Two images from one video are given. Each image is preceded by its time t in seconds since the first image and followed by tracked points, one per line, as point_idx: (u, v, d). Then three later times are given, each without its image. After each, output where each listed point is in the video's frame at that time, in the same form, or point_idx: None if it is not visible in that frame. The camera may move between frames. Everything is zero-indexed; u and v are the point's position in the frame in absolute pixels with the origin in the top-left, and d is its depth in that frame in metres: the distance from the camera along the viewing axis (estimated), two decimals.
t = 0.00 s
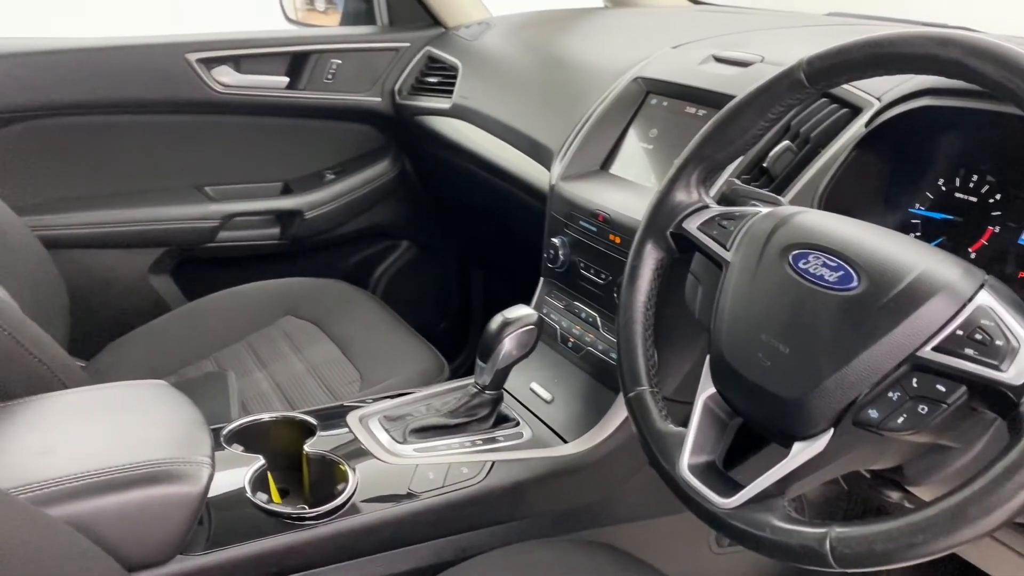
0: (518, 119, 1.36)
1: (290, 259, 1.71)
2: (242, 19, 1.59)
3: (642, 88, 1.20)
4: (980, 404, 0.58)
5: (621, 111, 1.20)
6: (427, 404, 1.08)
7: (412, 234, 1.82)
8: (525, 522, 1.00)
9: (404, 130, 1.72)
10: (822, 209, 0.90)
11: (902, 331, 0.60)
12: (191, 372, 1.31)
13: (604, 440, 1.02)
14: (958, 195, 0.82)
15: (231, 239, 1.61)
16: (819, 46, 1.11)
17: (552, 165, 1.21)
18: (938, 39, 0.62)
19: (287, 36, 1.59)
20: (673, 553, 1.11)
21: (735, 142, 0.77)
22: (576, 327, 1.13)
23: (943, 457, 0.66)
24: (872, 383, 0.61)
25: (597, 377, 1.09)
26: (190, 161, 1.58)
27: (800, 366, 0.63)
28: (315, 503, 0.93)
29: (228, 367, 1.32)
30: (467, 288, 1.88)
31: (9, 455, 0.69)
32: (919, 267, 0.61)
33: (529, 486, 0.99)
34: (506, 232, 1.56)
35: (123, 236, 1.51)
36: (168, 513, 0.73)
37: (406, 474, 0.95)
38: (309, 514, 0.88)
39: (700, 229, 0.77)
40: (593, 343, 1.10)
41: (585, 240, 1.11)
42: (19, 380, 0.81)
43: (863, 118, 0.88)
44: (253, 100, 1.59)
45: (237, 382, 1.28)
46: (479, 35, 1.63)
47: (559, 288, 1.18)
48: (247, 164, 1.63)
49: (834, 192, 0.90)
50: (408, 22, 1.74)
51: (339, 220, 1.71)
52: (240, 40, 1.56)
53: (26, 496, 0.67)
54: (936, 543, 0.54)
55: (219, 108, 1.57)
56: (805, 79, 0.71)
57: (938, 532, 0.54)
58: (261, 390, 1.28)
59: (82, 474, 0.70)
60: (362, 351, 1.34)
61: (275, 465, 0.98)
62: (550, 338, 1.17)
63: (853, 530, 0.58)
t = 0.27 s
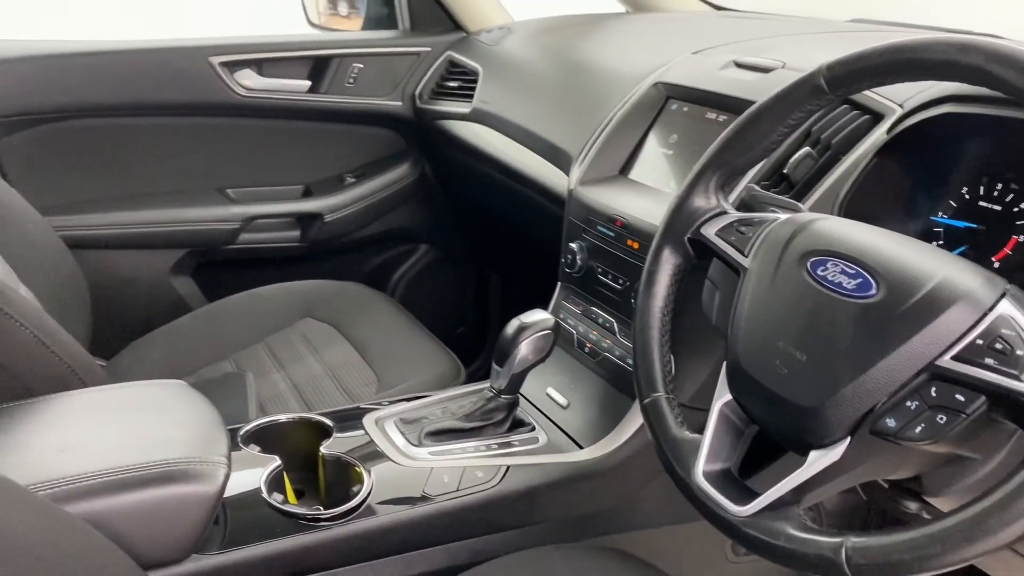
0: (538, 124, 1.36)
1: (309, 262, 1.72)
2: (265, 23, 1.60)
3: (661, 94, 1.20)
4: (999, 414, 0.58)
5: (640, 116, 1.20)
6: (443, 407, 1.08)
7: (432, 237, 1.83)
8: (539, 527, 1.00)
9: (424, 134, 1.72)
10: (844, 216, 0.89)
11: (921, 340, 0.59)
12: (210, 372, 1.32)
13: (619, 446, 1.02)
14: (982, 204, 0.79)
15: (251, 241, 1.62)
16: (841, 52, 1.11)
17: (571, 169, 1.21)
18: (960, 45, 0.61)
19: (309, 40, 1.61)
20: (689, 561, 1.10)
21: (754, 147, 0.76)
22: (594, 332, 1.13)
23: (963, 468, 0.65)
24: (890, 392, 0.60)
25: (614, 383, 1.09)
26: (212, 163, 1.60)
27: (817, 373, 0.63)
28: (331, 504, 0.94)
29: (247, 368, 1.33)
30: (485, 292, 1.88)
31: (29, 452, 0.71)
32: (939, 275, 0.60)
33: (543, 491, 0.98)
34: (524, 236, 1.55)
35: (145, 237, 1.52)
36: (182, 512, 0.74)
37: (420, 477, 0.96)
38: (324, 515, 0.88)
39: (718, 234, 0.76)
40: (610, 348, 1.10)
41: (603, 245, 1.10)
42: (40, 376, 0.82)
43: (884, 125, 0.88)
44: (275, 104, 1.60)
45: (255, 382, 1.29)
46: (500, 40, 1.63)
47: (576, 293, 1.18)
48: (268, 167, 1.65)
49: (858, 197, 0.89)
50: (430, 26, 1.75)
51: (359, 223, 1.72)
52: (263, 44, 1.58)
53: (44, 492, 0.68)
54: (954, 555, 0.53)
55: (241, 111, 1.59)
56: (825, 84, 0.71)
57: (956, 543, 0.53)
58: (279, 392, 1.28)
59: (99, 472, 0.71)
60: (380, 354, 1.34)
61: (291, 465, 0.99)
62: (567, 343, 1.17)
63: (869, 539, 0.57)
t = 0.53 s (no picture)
0: (556, 127, 1.36)
1: (328, 264, 1.73)
2: (284, 25, 1.61)
3: (681, 98, 1.19)
4: (1021, 421, 0.57)
5: (659, 120, 1.19)
6: (458, 409, 1.08)
7: (449, 240, 1.83)
8: (553, 531, 1.00)
9: (443, 137, 1.73)
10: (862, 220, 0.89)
11: (941, 345, 0.58)
12: (228, 372, 1.33)
13: (635, 451, 1.01)
14: (1005, 209, 0.79)
15: (270, 243, 1.63)
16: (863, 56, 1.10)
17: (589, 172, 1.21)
18: (983, 48, 0.60)
19: (330, 43, 1.62)
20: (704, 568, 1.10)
21: (773, 151, 0.76)
22: (610, 336, 1.13)
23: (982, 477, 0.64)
24: (909, 398, 0.59)
25: (630, 387, 1.08)
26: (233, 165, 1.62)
27: (834, 378, 0.62)
28: (345, 505, 0.94)
29: (264, 368, 1.34)
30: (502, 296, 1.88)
31: (47, 450, 0.72)
32: (960, 280, 0.60)
33: (558, 494, 0.98)
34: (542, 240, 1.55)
35: (166, 237, 1.54)
36: (198, 510, 0.74)
37: (435, 479, 0.95)
38: (339, 515, 0.88)
39: (735, 237, 0.75)
40: (626, 352, 1.10)
41: (621, 249, 1.10)
42: (59, 373, 0.83)
43: (905, 130, 0.87)
44: (295, 106, 1.61)
45: (273, 383, 1.30)
46: (520, 44, 1.63)
47: (593, 296, 1.17)
48: (289, 169, 1.66)
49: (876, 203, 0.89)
50: (449, 30, 1.75)
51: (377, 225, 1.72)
52: (284, 46, 1.59)
53: (61, 489, 0.69)
54: (972, 564, 0.52)
55: (262, 113, 1.60)
56: (845, 87, 0.70)
57: (974, 552, 0.52)
58: (296, 392, 1.29)
59: (115, 470, 0.71)
60: (396, 356, 1.35)
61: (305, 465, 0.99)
62: (583, 347, 1.16)
63: (886, 547, 0.56)
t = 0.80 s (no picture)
0: (574, 131, 1.36)
1: (345, 266, 1.73)
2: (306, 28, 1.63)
3: (699, 102, 1.19)
4: None
5: (677, 124, 1.19)
6: (472, 413, 1.08)
7: (466, 244, 1.83)
8: (567, 536, 1.00)
9: (460, 140, 1.73)
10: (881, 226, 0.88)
11: (960, 353, 0.57)
12: (245, 372, 1.33)
13: (649, 456, 1.01)
14: None
15: (288, 245, 1.64)
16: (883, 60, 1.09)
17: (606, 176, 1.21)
18: (1005, 52, 0.59)
19: (349, 47, 1.63)
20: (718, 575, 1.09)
21: (791, 155, 0.75)
22: (626, 340, 1.12)
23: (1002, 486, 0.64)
24: (927, 406, 0.58)
25: (645, 393, 1.08)
26: (252, 167, 1.63)
27: (852, 385, 0.61)
28: (359, 506, 0.95)
29: (281, 369, 1.34)
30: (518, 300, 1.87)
31: (65, 448, 0.72)
32: (980, 286, 0.59)
33: (571, 499, 0.98)
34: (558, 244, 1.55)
35: (184, 239, 1.55)
36: (213, 509, 0.74)
37: (448, 482, 0.95)
38: (352, 516, 0.88)
39: (753, 242, 0.75)
40: (642, 357, 1.09)
41: (638, 253, 1.09)
42: (77, 373, 0.84)
43: (925, 135, 0.86)
44: (314, 109, 1.62)
45: (289, 384, 1.30)
46: (538, 47, 1.63)
47: (609, 301, 1.17)
48: (308, 172, 1.67)
49: (895, 208, 0.88)
50: (468, 34, 1.76)
51: (394, 228, 1.73)
52: (303, 49, 1.60)
53: (77, 487, 0.70)
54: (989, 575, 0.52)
55: (281, 115, 1.61)
56: (865, 92, 0.69)
57: (991, 563, 0.51)
58: (312, 394, 1.29)
59: (131, 468, 0.72)
60: (412, 359, 1.35)
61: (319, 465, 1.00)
62: (598, 351, 1.16)
63: (903, 556, 0.56)
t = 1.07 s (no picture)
0: (590, 134, 1.36)
1: (362, 268, 1.74)
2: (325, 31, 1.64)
3: (717, 106, 1.18)
4: None
5: (694, 128, 1.19)
6: (487, 415, 1.08)
7: (482, 247, 1.83)
8: (580, 540, 0.99)
9: (477, 144, 1.73)
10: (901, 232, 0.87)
11: (980, 359, 0.57)
12: (262, 373, 1.34)
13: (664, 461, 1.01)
14: None
15: (305, 247, 1.65)
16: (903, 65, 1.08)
17: (623, 180, 1.20)
18: None
19: (368, 50, 1.63)
20: None
21: (809, 159, 0.75)
22: (642, 344, 1.12)
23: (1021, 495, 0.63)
24: (945, 412, 0.58)
25: (661, 397, 1.08)
26: (270, 169, 1.64)
27: (869, 391, 0.61)
28: (373, 508, 0.95)
29: (297, 371, 1.35)
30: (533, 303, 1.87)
31: (82, 446, 0.73)
32: (1001, 292, 0.58)
33: (586, 503, 0.98)
34: (574, 248, 1.55)
35: (203, 240, 1.56)
36: (229, 508, 0.75)
37: (463, 484, 0.96)
38: (367, 518, 0.89)
39: (770, 246, 0.74)
40: (658, 361, 1.09)
41: (654, 257, 1.09)
42: (93, 372, 0.84)
43: (945, 140, 0.86)
44: (332, 112, 1.63)
45: (305, 385, 1.31)
46: (556, 51, 1.64)
47: (625, 305, 1.17)
48: (325, 174, 1.68)
49: (915, 213, 0.87)
50: (486, 37, 1.76)
51: (410, 231, 1.73)
52: (322, 53, 1.61)
53: (95, 485, 0.70)
54: None
55: (300, 118, 1.62)
56: (884, 95, 0.69)
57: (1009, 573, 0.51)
58: (328, 395, 1.30)
59: (149, 467, 0.72)
60: (427, 361, 1.35)
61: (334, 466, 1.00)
62: (614, 355, 1.16)
63: (922, 562, 0.56)
